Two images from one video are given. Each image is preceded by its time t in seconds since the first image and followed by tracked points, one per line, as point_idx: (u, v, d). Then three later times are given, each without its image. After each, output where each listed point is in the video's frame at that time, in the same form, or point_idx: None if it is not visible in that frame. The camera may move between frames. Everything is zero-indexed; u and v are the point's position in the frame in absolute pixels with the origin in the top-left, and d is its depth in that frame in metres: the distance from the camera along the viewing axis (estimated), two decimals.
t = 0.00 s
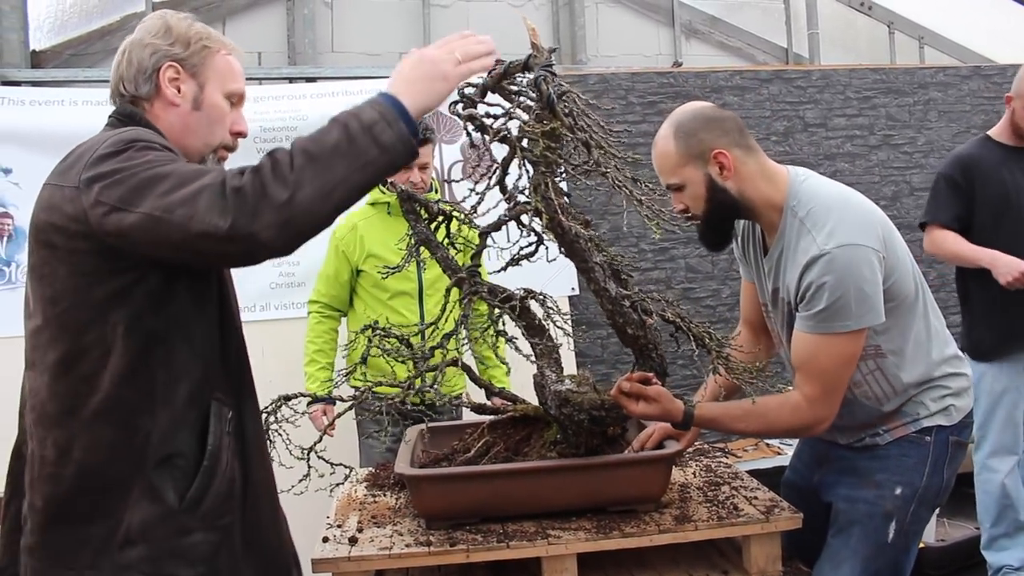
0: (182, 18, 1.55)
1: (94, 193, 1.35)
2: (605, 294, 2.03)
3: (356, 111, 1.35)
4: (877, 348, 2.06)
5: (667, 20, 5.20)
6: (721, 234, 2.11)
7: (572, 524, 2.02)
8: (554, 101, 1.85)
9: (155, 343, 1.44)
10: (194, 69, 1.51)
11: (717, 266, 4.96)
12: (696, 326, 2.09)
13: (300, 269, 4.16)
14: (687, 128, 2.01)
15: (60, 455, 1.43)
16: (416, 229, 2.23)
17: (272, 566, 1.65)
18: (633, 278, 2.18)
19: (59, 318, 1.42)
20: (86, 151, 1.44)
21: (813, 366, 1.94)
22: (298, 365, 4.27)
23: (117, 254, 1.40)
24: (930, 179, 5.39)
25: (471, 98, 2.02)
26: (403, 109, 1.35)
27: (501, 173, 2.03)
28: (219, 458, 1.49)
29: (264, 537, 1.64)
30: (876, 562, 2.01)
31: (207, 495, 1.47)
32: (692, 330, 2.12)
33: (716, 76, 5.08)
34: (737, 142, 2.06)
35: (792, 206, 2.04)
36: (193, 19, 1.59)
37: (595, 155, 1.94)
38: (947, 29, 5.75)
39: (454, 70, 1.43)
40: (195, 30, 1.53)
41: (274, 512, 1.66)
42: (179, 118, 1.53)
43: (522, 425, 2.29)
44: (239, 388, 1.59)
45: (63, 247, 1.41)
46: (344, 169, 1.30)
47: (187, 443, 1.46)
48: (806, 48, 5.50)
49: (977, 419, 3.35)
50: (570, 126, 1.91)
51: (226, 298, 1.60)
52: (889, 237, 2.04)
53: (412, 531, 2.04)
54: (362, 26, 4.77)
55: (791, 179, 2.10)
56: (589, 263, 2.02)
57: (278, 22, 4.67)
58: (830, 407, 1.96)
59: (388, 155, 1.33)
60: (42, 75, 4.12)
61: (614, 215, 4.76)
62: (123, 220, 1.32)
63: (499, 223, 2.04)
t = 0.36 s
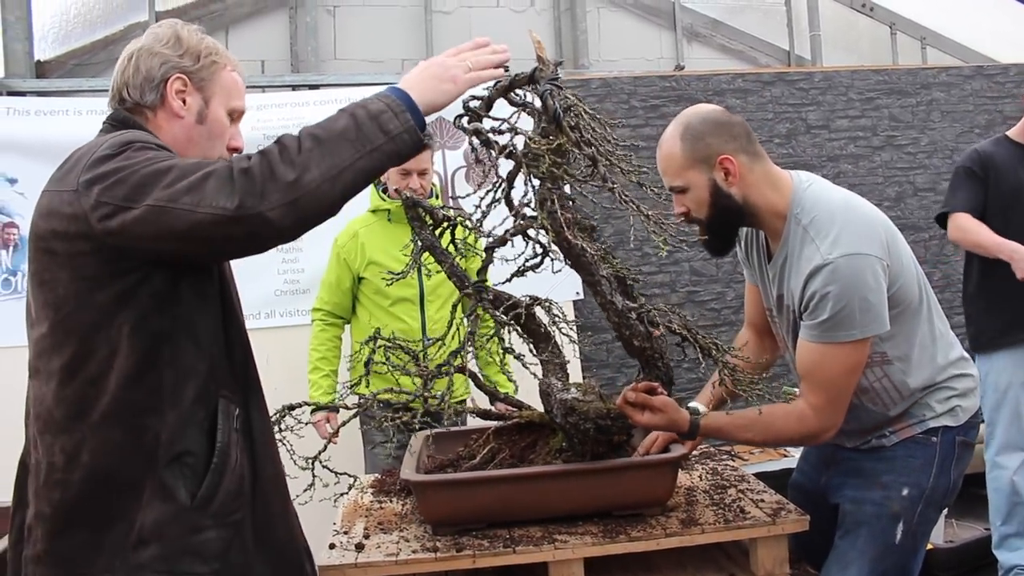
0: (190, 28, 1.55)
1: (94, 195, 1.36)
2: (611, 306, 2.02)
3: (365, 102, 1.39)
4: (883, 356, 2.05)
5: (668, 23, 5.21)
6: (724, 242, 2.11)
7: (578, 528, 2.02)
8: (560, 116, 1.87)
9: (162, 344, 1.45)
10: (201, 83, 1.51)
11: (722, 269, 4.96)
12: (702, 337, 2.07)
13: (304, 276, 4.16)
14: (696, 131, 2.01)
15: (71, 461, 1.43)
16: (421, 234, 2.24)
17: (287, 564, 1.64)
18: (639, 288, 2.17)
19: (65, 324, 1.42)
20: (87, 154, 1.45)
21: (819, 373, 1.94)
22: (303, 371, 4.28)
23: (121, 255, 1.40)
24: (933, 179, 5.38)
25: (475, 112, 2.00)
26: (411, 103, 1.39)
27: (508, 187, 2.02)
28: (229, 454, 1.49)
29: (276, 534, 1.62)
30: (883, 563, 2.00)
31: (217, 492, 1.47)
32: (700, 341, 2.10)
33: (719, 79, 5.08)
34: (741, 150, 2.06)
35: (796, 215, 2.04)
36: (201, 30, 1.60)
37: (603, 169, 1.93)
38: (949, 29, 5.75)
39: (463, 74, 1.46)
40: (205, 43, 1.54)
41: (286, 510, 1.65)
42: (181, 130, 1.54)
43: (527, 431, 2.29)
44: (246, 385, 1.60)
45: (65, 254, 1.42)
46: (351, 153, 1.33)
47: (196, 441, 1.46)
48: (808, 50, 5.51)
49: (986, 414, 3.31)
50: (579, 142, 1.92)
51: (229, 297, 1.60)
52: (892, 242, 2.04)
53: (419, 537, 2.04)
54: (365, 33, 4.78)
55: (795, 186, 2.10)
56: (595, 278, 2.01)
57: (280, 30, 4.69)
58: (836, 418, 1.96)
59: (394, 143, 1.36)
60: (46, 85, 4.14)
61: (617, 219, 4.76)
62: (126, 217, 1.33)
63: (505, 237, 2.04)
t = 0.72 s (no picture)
0: (185, 33, 1.56)
1: (93, 200, 1.36)
2: (614, 311, 2.02)
3: (368, 109, 1.40)
4: (885, 358, 2.05)
5: (669, 24, 5.21)
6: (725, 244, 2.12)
7: (580, 530, 2.02)
8: (563, 123, 1.87)
9: (161, 348, 1.46)
10: (196, 87, 1.52)
11: (724, 269, 4.98)
12: (707, 342, 2.07)
13: (306, 279, 4.17)
14: (697, 132, 2.01)
15: (70, 465, 1.42)
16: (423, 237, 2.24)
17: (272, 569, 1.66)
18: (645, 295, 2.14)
19: (64, 328, 1.42)
20: (86, 157, 1.45)
21: (820, 377, 1.94)
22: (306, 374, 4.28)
23: (122, 260, 1.41)
24: (935, 178, 5.37)
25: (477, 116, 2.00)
26: (414, 110, 1.39)
27: (510, 193, 2.02)
28: (223, 459, 1.53)
29: (262, 538, 1.65)
30: (886, 562, 2.00)
31: (212, 496, 1.49)
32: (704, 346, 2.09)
33: (719, 79, 5.09)
34: (741, 153, 2.05)
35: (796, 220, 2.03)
36: (196, 34, 1.60)
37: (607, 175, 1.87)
38: (950, 28, 5.74)
39: (466, 72, 1.47)
40: (200, 48, 1.54)
41: (272, 516, 1.69)
42: (177, 134, 1.54)
43: (530, 433, 2.29)
44: (237, 391, 1.63)
45: (64, 258, 1.42)
46: (353, 160, 1.34)
47: (192, 443, 1.48)
48: (809, 50, 5.51)
49: (992, 414, 3.29)
50: (581, 144, 1.88)
51: (224, 302, 1.63)
52: (893, 244, 2.03)
53: (421, 539, 2.04)
54: (366, 36, 4.79)
55: (795, 187, 2.09)
56: (599, 281, 2.01)
57: (280, 34, 4.70)
58: (841, 420, 1.95)
59: (397, 150, 1.37)
60: (47, 90, 4.16)
61: (619, 220, 4.77)
62: (127, 221, 1.33)
63: (507, 244, 2.04)
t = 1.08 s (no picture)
0: (165, 25, 1.56)
1: (94, 194, 1.36)
2: (614, 307, 2.00)
3: (378, 109, 1.38)
4: (890, 354, 2.05)
5: (667, 16, 5.19)
6: (730, 236, 2.10)
7: (582, 522, 2.02)
8: (562, 118, 1.85)
9: (163, 342, 1.45)
10: (178, 73, 1.51)
11: (724, 261, 5.01)
12: (707, 336, 2.07)
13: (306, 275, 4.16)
14: (708, 123, 1.98)
15: (73, 460, 1.42)
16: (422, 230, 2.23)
17: (277, 559, 1.65)
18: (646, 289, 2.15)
19: (66, 323, 1.42)
20: (76, 156, 1.46)
21: (822, 379, 1.94)
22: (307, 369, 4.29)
23: (122, 254, 1.40)
24: (935, 169, 5.36)
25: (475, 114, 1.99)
26: (423, 113, 1.38)
27: (509, 190, 1.99)
28: (227, 451, 1.52)
29: (268, 531, 1.64)
30: (892, 554, 1.99)
31: (216, 489, 1.49)
32: (704, 340, 2.10)
33: (718, 71, 5.09)
34: (753, 144, 2.03)
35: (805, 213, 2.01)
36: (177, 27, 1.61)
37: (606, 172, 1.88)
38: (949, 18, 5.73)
39: (483, 93, 1.46)
40: (179, 35, 1.54)
41: (276, 507, 1.68)
42: (166, 124, 1.53)
43: (531, 427, 2.29)
44: (238, 384, 1.62)
45: (64, 254, 1.41)
46: (359, 160, 1.32)
47: (195, 436, 1.48)
48: (807, 41, 5.49)
49: (997, 404, 3.29)
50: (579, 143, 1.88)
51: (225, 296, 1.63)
52: (902, 244, 2.01)
53: (423, 533, 2.04)
54: (363, 31, 4.78)
55: (806, 182, 2.07)
56: (599, 278, 1.99)
57: (277, 29, 4.69)
58: (843, 418, 1.96)
59: (403, 152, 1.35)
60: (44, 87, 4.15)
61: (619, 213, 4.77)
62: (128, 216, 1.32)
63: (506, 239, 2.03)
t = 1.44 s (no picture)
0: (181, 23, 1.56)
1: (100, 192, 1.36)
2: (615, 309, 1.97)
3: (384, 107, 1.37)
4: (901, 351, 2.05)
5: (667, 13, 5.18)
6: (744, 230, 2.09)
7: (583, 519, 2.02)
8: (563, 120, 1.83)
9: (168, 341, 1.45)
10: (191, 74, 1.51)
11: (724, 258, 5.03)
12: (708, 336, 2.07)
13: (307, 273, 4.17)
14: (726, 114, 1.95)
15: (79, 457, 1.42)
16: (422, 229, 2.23)
17: (285, 555, 1.65)
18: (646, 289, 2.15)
19: (71, 321, 1.42)
20: (85, 151, 1.46)
21: (834, 381, 1.93)
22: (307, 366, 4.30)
23: (127, 252, 1.40)
24: (936, 165, 5.36)
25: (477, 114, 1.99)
26: (429, 111, 1.37)
27: (509, 192, 1.98)
28: (235, 448, 1.52)
29: (278, 528, 1.65)
30: (897, 552, 1.99)
31: (225, 485, 1.49)
32: (704, 339, 2.10)
33: (718, 67, 5.08)
34: (770, 135, 2.02)
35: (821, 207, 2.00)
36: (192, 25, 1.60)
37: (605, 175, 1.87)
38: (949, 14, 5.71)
39: (489, 84, 1.45)
40: (193, 35, 1.53)
41: (286, 503, 1.68)
42: (176, 123, 1.53)
43: (532, 424, 2.31)
44: (247, 382, 1.62)
45: (70, 251, 1.41)
46: (364, 161, 1.32)
47: (204, 435, 1.48)
48: (808, 37, 5.48)
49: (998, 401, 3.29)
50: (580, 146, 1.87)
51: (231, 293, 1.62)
52: (916, 242, 2.00)
53: (425, 530, 2.04)
54: (363, 27, 4.77)
55: (820, 175, 2.06)
56: (599, 279, 1.97)
57: (277, 25, 4.68)
58: (854, 417, 1.95)
59: (409, 152, 1.34)
60: (45, 84, 4.15)
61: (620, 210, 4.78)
62: (135, 215, 1.32)
63: (508, 242, 2.02)
